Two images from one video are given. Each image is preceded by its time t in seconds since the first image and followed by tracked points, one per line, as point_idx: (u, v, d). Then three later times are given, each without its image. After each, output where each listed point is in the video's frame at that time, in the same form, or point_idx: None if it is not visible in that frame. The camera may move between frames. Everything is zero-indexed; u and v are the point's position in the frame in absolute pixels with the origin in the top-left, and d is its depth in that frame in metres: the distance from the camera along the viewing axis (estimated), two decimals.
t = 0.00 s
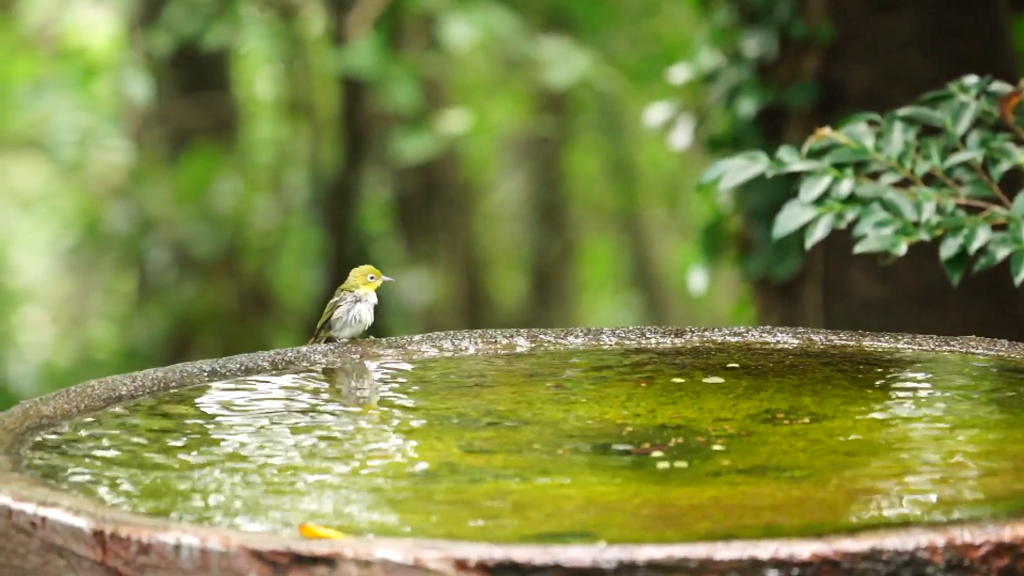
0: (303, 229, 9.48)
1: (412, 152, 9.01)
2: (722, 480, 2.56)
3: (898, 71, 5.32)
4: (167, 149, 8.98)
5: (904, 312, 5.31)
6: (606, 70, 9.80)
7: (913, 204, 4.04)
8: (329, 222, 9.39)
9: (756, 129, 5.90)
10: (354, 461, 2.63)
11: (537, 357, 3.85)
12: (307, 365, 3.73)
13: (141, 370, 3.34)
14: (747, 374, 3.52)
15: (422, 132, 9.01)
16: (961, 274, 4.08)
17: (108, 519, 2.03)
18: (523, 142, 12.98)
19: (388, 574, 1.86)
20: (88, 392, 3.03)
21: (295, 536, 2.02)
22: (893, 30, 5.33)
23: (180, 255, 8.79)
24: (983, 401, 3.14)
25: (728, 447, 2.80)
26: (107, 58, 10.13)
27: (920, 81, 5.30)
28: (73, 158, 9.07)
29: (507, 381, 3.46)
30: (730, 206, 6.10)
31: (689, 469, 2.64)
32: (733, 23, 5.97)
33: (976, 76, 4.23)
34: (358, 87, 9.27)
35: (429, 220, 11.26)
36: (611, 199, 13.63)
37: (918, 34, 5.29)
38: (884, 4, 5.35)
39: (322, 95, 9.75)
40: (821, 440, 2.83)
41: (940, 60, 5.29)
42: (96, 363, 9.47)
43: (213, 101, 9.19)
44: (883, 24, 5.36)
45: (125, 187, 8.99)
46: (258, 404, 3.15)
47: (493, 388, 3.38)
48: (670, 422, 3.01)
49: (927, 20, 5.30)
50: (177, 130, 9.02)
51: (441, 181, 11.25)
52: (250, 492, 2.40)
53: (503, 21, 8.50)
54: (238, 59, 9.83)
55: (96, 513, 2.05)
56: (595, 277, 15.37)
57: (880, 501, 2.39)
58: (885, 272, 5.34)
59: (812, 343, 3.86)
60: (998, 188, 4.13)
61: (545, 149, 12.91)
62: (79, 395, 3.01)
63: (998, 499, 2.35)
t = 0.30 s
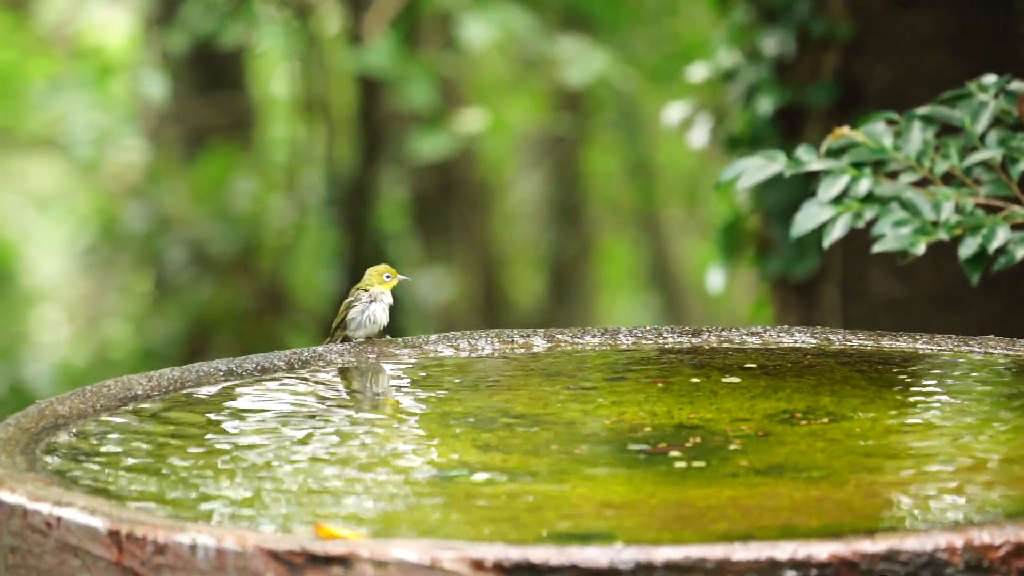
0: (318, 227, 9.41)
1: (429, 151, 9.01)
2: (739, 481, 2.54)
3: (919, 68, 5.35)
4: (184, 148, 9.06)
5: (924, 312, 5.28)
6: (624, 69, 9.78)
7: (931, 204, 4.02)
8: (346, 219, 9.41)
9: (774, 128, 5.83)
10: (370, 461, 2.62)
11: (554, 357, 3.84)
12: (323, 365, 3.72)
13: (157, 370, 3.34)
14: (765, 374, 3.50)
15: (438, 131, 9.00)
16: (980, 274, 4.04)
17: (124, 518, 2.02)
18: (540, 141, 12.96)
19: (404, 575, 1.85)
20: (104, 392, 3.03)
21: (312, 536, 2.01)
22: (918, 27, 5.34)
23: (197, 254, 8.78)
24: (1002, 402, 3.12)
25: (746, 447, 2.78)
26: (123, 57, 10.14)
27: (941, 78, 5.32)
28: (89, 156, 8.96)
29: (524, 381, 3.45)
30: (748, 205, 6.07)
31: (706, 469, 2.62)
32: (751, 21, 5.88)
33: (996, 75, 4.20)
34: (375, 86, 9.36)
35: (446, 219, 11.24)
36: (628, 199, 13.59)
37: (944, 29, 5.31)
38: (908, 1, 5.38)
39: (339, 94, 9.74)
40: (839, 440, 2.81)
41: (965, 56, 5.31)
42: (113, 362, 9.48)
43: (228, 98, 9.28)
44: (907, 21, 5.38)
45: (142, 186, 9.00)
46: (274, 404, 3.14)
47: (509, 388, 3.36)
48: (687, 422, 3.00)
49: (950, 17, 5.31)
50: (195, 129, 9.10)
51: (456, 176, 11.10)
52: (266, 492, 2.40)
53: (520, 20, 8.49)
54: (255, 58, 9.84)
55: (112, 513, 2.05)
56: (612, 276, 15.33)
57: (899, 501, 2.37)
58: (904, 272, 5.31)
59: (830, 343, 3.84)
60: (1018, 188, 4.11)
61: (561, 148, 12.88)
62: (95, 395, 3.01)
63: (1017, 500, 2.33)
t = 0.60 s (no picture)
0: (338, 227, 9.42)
1: (449, 150, 9.00)
2: (760, 482, 2.52)
3: (940, 70, 5.33)
4: (201, 148, 9.08)
5: (949, 313, 5.26)
6: (644, 69, 9.76)
7: (955, 203, 3.98)
8: (364, 220, 9.22)
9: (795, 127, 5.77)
10: (387, 462, 2.60)
11: (574, 358, 3.82)
12: (342, 365, 3.72)
13: (175, 370, 3.34)
14: (786, 375, 3.48)
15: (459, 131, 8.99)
16: (1005, 275, 3.99)
17: (142, 520, 2.02)
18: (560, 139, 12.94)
19: None
20: (122, 392, 3.03)
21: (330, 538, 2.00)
22: (939, 27, 5.33)
23: (214, 254, 8.89)
24: None
25: (767, 449, 2.76)
26: (141, 56, 10.15)
27: (963, 78, 5.29)
28: (107, 155, 8.96)
29: (543, 382, 3.43)
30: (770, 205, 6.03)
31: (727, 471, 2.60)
32: (773, 20, 5.83)
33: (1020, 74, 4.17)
34: (394, 85, 9.23)
35: (465, 219, 11.24)
36: (649, 198, 13.54)
37: (964, 28, 5.30)
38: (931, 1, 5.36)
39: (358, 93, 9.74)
40: (861, 442, 2.79)
41: (981, 56, 5.29)
42: (132, 363, 9.49)
43: (244, 97, 9.21)
44: (928, 21, 5.36)
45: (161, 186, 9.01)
46: (293, 405, 3.14)
47: (528, 389, 3.35)
48: (708, 424, 2.98)
49: (971, 17, 5.30)
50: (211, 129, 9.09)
51: (477, 180, 11.24)
52: (281, 493, 2.39)
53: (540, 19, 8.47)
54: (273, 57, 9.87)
55: (129, 515, 2.04)
56: (633, 275, 15.26)
57: (923, 503, 2.34)
58: (928, 272, 5.28)
59: (853, 344, 3.81)
60: None
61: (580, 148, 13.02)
62: (113, 396, 3.00)
63: None
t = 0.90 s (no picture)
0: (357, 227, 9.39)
1: (469, 150, 8.98)
2: (782, 483, 2.50)
3: (964, 70, 5.21)
4: (222, 146, 9.09)
5: (971, 313, 5.16)
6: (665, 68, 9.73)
7: (977, 203, 3.96)
8: (384, 219, 9.27)
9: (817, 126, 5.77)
10: (411, 463, 2.58)
11: (594, 358, 3.80)
12: (361, 365, 3.71)
13: (194, 371, 3.33)
14: (808, 375, 3.46)
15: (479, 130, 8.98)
16: None
17: (161, 520, 2.01)
18: (580, 138, 12.91)
19: None
20: (141, 392, 3.02)
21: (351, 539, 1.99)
22: (960, 26, 5.22)
23: (235, 254, 8.82)
24: None
25: (789, 449, 2.74)
26: (160, 56, 10.17)
27: (987, 77, 5.17)
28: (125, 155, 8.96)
29: (563, 383, 3.41)
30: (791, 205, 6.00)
31: (748, 472, 2.58)
32: (795, 19, 5.81)
33: None
34: (414, 84, 9.19)
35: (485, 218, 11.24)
36: (669, 197, 13.50)
37: (988, 28, 5.17)
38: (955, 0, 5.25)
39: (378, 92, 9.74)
40: (883, 442, 2.77)
41: (1005, 55, 5.15)
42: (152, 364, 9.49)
43: (265, 97, 9.25)
44: (954, 20, 5.24)
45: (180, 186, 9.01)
46: (312, 405, 3.13)
47: (549, 389, 3.34)
48: (729, 424, 2.96)
49: (995, 15, 5.17)
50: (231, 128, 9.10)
51: (496, 176, 11.36)
52: (300, 493, 2.38)
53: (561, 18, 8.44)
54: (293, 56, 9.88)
55: (149, 515, 2.03)
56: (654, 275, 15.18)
57: (945, 504, 2.32)
58: (949, 271, 5.20)
59: (874, 344, 3.79)
60: None
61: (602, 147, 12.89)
62: (132, 396, 3.00)
63: None
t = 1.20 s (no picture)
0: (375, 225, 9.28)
1: (487, 149, 8.94)
2: (802, 485, 2.47)
3: (989, 66, 5.15)
4: (238, 146, 9.10)
5: (990, 315, 5.11)
6: (685, 67, 9.65)
7: (1000, 202, 3.91)
8: (401, 219, 9.20)
9: (838, 127, 5.62)
10: (429, 464, 2.57)
11: (612, 359, 3.78)
12: (378, 366, 3.70)
13: (211, 371, 3.32)
14: (827, 376, 3.43)
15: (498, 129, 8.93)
16: None
17: (176, 521, 1.99)
18: (599, 136, 12.84)
19: None
20: (157, 393, 3.00)
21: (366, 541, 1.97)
22: (983, 23, 5.16)
23: (251, 254, 8.85)
24: None
25: (808, 451, 2.72)
26: (176, 54, 10.15)
27: (1010, 74, 5.11)
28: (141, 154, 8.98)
29: (581, 384, 3.39)
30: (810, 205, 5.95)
31: (767, 473, 2.56)
32: (815, 18, 5.74)
33: None
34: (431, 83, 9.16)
35: (502, 217, 11.21)
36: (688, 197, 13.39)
37: (1010, 27, 5.11)
38: None
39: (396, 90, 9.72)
40: (904, 444, 2.74)
41: None
42: (168, 364, 9.46)
43: (280, 96, 9.24)
44: (971, 18, 5.19)
45: (196, 185, 9.03)
46: (328, 406, 3.11)
47: (566, 390, 3.32)
48: (748, 425, 2.94)
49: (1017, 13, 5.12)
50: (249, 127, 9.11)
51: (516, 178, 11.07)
52: (315, 495, 2.36)
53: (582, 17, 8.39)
54: (310, 54, 9.84)
55: (164, 516, 2.02)
56: (674, 275, 15.09)
57: (966, 507, 2.30)
58: (971, 271, 5.14)
59: (895, 345, 3.76)
60: None
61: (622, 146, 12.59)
62: (148, 397, 2.98)
63: None
